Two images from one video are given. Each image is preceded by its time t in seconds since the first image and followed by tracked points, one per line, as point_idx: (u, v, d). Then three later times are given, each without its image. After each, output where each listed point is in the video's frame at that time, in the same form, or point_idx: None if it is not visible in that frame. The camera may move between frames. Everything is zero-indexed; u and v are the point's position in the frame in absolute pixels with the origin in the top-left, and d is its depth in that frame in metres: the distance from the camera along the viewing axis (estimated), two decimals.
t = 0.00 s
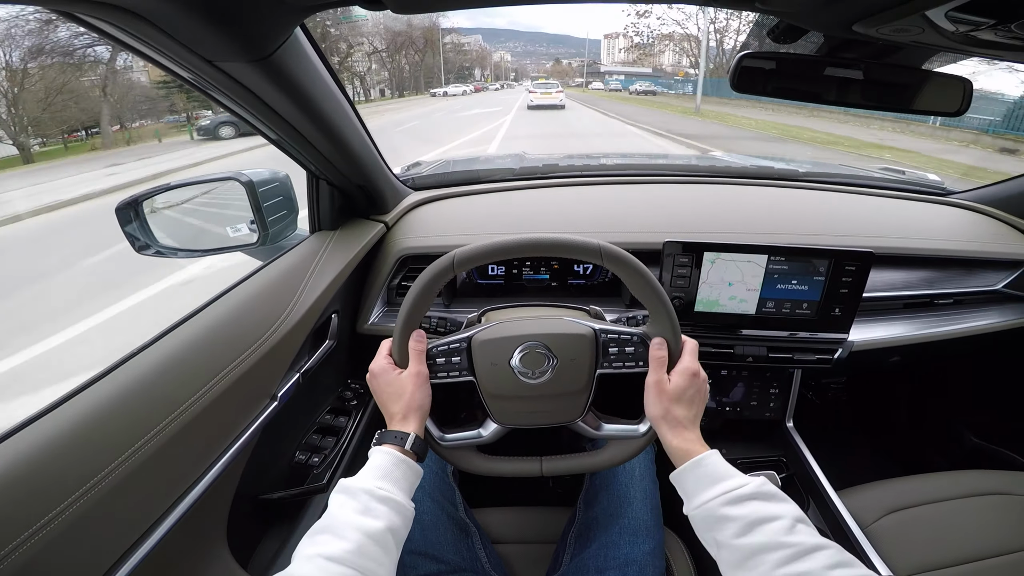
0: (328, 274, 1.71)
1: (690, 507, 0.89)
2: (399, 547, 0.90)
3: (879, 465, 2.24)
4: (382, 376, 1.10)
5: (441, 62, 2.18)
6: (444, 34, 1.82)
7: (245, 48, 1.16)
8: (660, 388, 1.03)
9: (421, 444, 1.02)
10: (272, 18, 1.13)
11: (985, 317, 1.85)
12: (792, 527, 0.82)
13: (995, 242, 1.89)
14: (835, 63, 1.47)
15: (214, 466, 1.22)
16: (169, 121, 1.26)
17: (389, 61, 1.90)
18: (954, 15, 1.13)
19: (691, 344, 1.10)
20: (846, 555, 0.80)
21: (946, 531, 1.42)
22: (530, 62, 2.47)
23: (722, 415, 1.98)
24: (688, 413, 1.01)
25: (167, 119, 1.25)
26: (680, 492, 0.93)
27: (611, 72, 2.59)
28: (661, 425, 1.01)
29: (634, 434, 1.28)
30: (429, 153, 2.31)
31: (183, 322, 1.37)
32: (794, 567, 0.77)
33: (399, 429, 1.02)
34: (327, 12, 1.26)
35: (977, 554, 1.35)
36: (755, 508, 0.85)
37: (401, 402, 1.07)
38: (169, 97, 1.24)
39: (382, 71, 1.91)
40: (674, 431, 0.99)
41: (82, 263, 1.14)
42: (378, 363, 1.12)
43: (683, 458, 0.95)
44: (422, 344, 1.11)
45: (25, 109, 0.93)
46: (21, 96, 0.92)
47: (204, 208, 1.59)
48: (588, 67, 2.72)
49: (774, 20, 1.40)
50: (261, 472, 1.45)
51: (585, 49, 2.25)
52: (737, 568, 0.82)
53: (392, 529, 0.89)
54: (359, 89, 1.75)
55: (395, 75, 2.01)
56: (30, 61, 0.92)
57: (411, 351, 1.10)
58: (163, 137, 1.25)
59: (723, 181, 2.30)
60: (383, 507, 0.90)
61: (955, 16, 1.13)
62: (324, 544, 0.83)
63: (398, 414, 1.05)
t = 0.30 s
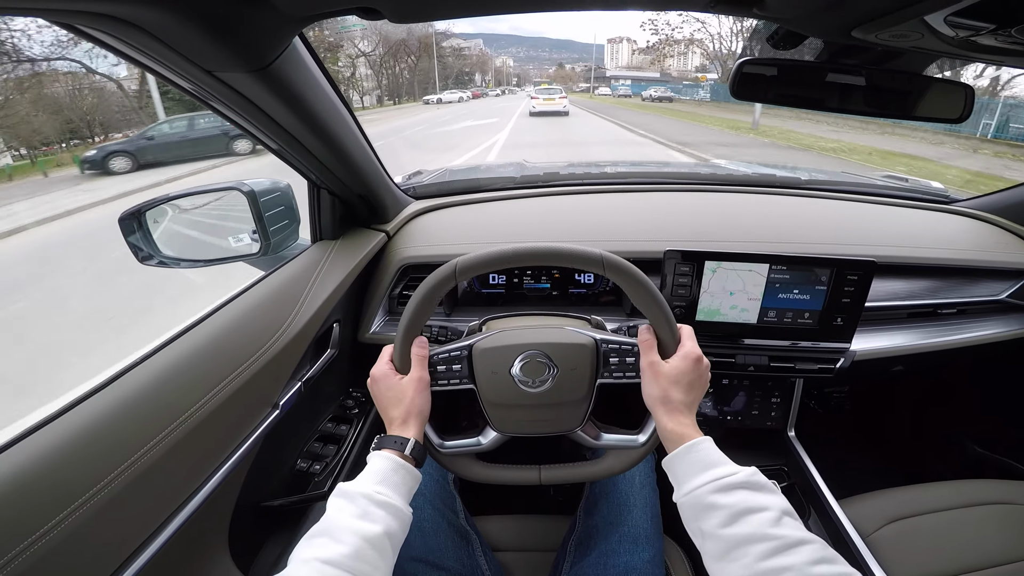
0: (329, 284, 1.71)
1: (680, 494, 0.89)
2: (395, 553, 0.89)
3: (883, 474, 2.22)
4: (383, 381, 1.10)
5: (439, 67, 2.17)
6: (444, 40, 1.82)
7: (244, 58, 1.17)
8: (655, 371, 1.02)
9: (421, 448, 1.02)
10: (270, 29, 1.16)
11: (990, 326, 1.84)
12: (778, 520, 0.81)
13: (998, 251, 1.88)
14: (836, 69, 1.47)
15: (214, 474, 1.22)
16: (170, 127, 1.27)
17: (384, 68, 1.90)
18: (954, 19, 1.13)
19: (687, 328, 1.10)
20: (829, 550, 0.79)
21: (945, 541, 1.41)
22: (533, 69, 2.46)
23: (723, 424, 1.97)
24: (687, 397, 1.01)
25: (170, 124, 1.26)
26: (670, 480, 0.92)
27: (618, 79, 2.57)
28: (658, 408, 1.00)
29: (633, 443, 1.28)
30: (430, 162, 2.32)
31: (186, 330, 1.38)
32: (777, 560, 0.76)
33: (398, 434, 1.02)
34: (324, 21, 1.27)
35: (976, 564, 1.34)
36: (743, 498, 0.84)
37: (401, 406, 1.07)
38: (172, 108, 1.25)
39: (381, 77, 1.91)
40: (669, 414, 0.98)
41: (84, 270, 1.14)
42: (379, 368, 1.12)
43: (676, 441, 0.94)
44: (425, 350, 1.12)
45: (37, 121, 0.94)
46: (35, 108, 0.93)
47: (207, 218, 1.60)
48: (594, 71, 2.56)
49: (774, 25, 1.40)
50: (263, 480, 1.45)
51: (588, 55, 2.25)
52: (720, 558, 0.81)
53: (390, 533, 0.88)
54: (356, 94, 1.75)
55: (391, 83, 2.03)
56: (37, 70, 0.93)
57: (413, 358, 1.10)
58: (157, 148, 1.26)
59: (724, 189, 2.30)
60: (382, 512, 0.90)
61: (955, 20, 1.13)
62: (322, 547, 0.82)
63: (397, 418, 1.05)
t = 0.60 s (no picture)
0: (325, 282, 1.70)
1: (677, 497, 0.88)
2: (386, 550, 0.88)
3: (882, 476, 2.21)
4: (378, 373, 1.09)
5: (438, 68, 2.16)
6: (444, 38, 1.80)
7: (235, 53, 1.15)
8: (656, 373, 1.01)
9: (413, 444, 1.00)
10: (265, 24, 1.14)
11: (990, 329, 1.83)
12: (773, 524, 0.80)
13: (999, 253, 1.87)
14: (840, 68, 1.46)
15: (210, 475, 1.21)
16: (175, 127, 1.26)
17: (381, 68, 1.87)
18: (966, 19, 1.11)
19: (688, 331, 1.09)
20: (825, 556, 0.78)
21: (943, 543, 1.41)
22: (534, 67, 2.45)
23: (722, 424, 1.95)
24: (687, 401, 1.00)
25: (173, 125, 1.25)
26: (668, 483, 0.91)
27: (623, 79, 2.55)
28: (657, 411, 0.99)
29: (631, 445, 1.27)
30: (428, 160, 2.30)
31: (182, 329, 1.36)
32: (772, 564, 0.75)
33: (390, 428, 1.00)
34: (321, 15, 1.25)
35: (974, 565, 1.34)
36: (739, 502, 0.82)
37: (393, 399, 1.05)
38: (171, 109, 1.24)
39: (380, 75, 1.89)
40: (669, 416, 0.97)
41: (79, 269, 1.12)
42: (375, 361, 1.12)
43: (675, 444, 0.93)
44: (424, 345, 1.12)
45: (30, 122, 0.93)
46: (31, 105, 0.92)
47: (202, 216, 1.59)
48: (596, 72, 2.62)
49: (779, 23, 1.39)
50: (260, 480, 1.44)
51: (590, 54, 2.24)
52: (714, 562, 0.80)
53: (380, 530, 0.87)
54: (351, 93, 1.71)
55: (387, 83, 1.99)
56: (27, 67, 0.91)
57: (413, 350, 1.10)
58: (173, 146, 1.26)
59: (724, 189, 2.29)
60: (370, 509, 0.88)
61: (966, 19, 1.12)
62: (310, 545, 0.81)
63: (390, 411, 1.03)
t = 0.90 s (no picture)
0: (326, 281, 1.70)
1: (675, 497, 0.88)
2: (388, 539, 0.89)
3: (880, 472, 2.22)
4: (378, 361, 1.10)
5: (434, 65, 2.15)
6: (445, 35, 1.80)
7: (234, 54, 1.15)
8: (655, 374, 1.02)
9: (411, 432, 1.01)
10: (264, 24, 1.15)
11: (989, 325, 1.84)
12: (771, 524, 0.81)
13: (997, 249, 1.87)
14: (837, 65, 1.46)
15: (211, 472, 1.22)
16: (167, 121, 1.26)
17: (375, 64, 1.84)
18: (956, 16, 1.11)
19: (687, 333, 1.10)
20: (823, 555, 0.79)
21: (941, 540, 1.41)
22: (534, 65, 2.45)
23: (722, 421, 1.96)
24: (684, 402, 1.00)
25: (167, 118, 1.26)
26: (665, 483, 0.92)
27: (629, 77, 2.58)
28: (655, 412, 0.99)
29: (627, 444, 1.28)
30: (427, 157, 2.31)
31: (183, 326, 1.37)
32: (770, 563, 0.76)
33: (389, 417, 1.01)
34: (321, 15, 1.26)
35: (972, 561, 1.35)
36: (737, 502, 0.83)
37: (393, 387, 1.06)
38: (165, 104, 1.25)
39: (378, 71, 1.89)
40: (666, 417, 0.98)
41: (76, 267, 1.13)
42: (377, 349, 1.13)
43: (672, 444, 0.94)
44: (425, 335, 1.14)
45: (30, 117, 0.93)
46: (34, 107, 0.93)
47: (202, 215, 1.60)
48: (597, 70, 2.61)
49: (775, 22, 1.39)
50: (261, 477, 1.45)
51: (589, 52, 2.24)
52: (712, 561, 0.81)
53: (381, 520, 0.88)
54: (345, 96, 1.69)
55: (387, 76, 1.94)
56: (27, 66, 0.91)
57: (416, 341, 1.12)
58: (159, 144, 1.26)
59: (723, 187, 2.29)
60: (372, 498, 0.89)
61: (957, 16, 1.12)
62: (311, 536, 0.81)
63: (389, 399, 1.04)
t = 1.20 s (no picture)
0: (331, 282, 1.72)
1: (677, 497, 0.90)
2: (395, 541, 0.90)
3: (878, 477, 2.23)
4: (384, 367, 1.12)
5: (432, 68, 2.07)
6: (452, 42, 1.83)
7: (258, 57, 1.18)
8: (656, 376, 1.04)
9: (420, 437, 1.03)
10: (284, 27, 1.16)
11: (984, 330, 1.86)
12: (771, 522, 0.82)
13: (994, 256, 1.90)
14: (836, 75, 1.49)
15: (216, 468, 1.23)
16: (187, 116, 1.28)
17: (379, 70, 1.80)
18: (955, 28, 1.15)
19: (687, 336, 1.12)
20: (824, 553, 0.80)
21: (938, 544, 1.43)
22: (536, 71, 2.47)
23: (722, 425, 1.98)
24: (685, 405, 1.02)
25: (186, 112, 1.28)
26: (667, 484, 0.93)
27: (631, 82, 2.46)
28: (656, 414, 1.01)
29: (632, 445, 1.28)
30: (431, 161, 2.33)
31: (189, 326, 1.38)
32: (771, 561, 0.78)
33: (398, 422, 1.03)
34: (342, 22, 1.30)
35: (969, 564, 1.36)
36: (738, 501, 0.85)
37: (401, 393, 1.08)
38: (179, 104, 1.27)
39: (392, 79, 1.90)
40: (667, 418, 0.99)
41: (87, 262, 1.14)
42: (382, 355, 1.15)
43: (673, 445, 0.96)
44: (431, 341, 1.14)
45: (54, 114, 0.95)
46: (61, 100, 0.95)
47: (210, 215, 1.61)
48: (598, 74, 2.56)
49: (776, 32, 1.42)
50: (263, 476, 1.46)
51: (591, 57, 2.26)
52: (715, 561, 0.82)
53: (389, 522, 0.89)
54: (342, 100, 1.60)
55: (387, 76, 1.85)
56: (59, 62, 0.93)
57: (420, 345, 1.13)
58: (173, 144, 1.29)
59: (723, 194, 2.32)
60: (381, 500, 0.90)
61: (955, 28, 1.15)
62: (320, 536, 0.83)
63: (397, 405, 1.05)
